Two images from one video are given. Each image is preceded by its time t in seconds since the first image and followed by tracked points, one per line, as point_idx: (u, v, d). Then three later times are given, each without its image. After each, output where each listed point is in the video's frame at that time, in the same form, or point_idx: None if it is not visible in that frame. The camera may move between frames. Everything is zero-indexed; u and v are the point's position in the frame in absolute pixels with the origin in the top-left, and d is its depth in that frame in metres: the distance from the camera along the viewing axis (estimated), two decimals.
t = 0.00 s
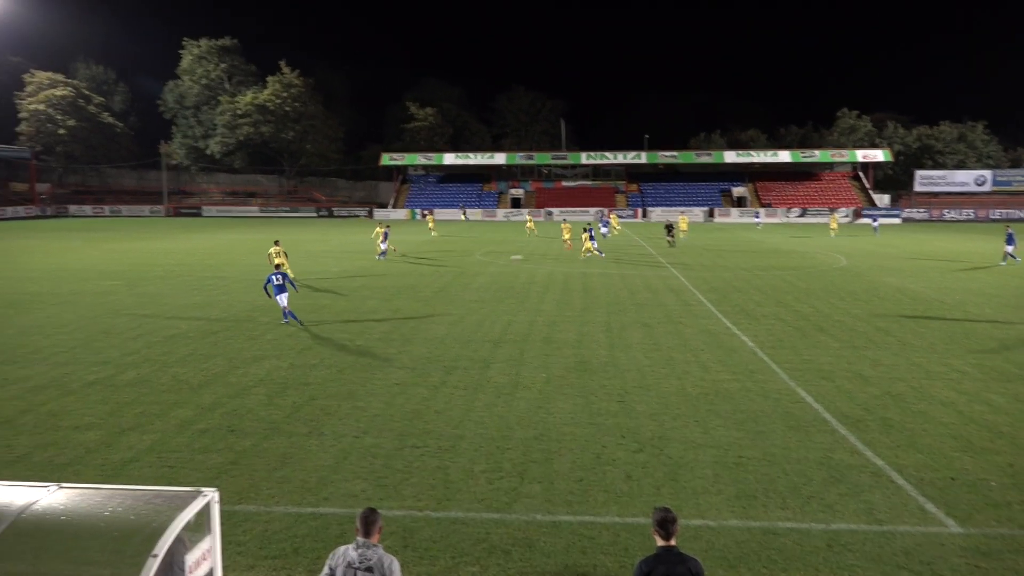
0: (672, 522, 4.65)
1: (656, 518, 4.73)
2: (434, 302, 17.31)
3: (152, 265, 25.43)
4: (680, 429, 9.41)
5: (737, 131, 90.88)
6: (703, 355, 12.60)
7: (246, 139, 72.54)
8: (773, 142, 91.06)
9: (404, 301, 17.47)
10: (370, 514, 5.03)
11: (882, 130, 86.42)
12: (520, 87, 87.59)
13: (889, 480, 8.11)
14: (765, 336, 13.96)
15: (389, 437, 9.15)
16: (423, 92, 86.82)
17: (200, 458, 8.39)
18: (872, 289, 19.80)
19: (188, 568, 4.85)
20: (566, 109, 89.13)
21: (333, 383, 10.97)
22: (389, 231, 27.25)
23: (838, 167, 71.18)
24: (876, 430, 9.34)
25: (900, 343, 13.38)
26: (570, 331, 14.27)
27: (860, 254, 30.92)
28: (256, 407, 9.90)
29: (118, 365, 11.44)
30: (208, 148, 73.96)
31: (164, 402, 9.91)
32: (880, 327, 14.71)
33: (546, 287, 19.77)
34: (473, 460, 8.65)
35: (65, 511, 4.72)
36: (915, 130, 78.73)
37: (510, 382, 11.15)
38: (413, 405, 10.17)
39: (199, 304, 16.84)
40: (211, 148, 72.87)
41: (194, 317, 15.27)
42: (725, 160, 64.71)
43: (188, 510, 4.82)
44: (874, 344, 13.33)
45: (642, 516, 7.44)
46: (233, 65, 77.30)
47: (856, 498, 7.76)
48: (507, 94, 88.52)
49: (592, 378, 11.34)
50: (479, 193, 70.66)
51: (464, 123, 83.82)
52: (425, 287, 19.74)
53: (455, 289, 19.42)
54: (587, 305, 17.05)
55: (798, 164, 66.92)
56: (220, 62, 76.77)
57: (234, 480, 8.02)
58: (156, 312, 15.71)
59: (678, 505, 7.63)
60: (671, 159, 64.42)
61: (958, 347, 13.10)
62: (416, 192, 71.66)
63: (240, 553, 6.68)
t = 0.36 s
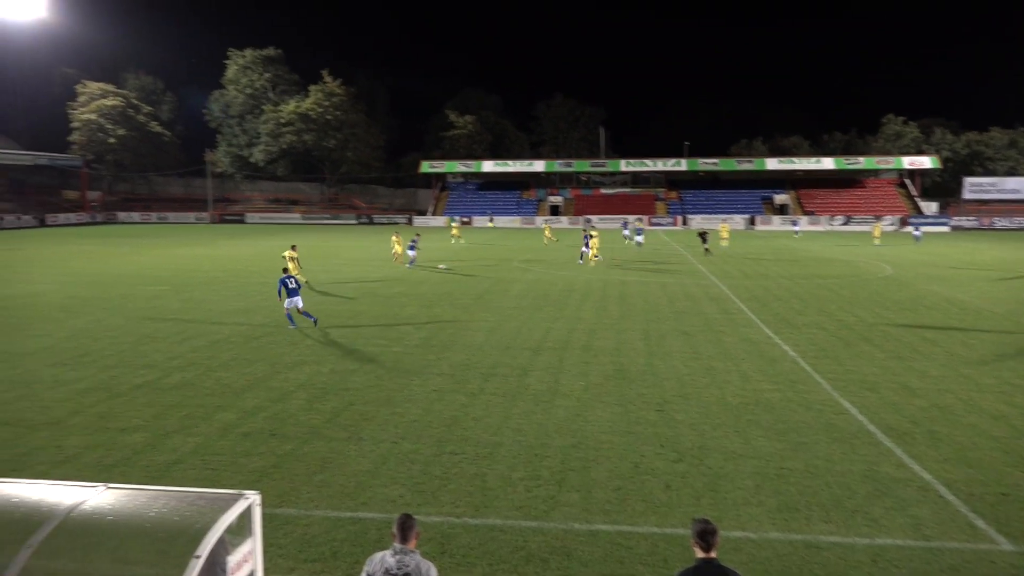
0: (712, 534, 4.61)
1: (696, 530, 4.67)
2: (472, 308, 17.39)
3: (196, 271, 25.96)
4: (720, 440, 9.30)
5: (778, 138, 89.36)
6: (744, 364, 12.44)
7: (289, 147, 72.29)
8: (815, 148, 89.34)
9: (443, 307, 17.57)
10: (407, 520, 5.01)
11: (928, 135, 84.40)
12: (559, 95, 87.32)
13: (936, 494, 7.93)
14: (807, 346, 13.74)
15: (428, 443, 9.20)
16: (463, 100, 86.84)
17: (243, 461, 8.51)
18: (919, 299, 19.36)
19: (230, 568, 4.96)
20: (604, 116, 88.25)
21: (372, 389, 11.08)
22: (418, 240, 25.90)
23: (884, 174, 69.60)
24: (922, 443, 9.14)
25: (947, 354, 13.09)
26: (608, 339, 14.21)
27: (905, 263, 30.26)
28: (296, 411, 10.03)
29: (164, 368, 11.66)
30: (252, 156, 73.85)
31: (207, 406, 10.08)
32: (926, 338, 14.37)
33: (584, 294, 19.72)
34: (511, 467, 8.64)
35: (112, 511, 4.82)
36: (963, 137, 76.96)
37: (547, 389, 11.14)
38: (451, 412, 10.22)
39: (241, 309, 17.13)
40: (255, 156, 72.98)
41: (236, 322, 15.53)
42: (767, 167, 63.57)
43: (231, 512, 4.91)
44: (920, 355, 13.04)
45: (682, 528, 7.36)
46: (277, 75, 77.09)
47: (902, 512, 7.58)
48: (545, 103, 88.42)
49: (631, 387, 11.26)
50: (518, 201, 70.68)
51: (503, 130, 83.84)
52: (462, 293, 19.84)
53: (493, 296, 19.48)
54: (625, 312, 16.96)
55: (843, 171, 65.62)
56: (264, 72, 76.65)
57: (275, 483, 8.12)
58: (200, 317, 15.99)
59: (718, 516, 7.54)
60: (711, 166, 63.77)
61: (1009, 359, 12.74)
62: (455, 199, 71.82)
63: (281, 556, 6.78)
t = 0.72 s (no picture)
0: (768, 548, 4.52)
1: (751, 542, 4.59)
2: (524, 315, 17.42)
3: (254, 275, 26.71)
4: (776, 451, 9.13)
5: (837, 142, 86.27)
6: (800, 375, 12.20)
7: (346, 155, 73.80)
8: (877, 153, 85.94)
9: (495, 314, 17.65)
10: (457, 524, 4.98)
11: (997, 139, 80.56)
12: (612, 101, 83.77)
13: (1006, 513, 7.62)
14: (868, 357, 13.37)
15: (480, 449, 9.24)
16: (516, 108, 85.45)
17: (298, 462, 8.67)
18: (992, 311, 18.55)
19: (285, 568, 5.04)
20: (659, 122, 84.73)
21: (425, 394, 11.17)
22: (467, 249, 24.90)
23: (948, 180, 66.76)
24: (990, 461, 8.79)
25: (1019, 369, 12.55)
26: (660, 347, 14.07)
27: (973, 273, 29.03)
28: (350, 415, 10.18)
29: (224, 370, 11.99)
30: (310, 163, 75.22)
31: (266, 407, 10.33)
32: (997, 352, 13.79)
33: (637, 302, 19.53)
34: (562, 475, 8.62)
35: (173, 508, 4.95)
36: None
37: (600, 397, 11.09)
38: (503, 418, 10.25)
39: (298, 314, 17.51)
40: (312, 163, 74.46)
41: (293, 326, 15.87)
42: (826, 174, 61.56)
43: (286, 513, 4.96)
44: (989, 369, 12.54)
45: (736, 541, 7.23)
46: (335, 84, 78.07)
47: (969, 531, 7.30)
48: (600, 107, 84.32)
49: (685, 396, 11.13)
50: (571, 208, 70.26)
51: (556, 138, 82.47)
52: (514, 300, 19.89)
53: (545, 303, 19.46)
54: (678, 321, 16.78)
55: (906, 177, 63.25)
56: (322, 81, 77.62)
57: (329, 485, 8.26)
58: (259, 321, 16.42)
59: (774, 530, 7.38)
60: (768, 172, 61.94)
61: None
62: (508, 206, 72.26)
63: (333, 557, 6.87)
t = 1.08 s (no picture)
0: (806, 558, 4.47)
1: (787, 552, 4.55)
2: (559, 320, 17.41)
3: (292, 279, 27.07)
4: (814, 460, 8.99)
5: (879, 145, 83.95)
6: (840, 382, 11.98)
7: (382, 159, 73.19)
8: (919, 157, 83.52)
9: (529, 318, 17.66)
10: (490, 529, 4.97)
11: None
12: (648, 104, 79.28)
13: None
14: (909, 365, 13.09)
15: (513, 453, 9.24)
16: (550, 112, 81.91)
17: (333, 464, 8.75)
18: None
19: (320, 569, 5.05)
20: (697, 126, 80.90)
21: (459, 398, 11.21)
22: (504, 254, 24.38)
23: (993, 184, 64.66)
24: None
25: None
26: (695, 353, 13.95)
27: (1022, 280, 28.17)
28: (385, 418, 10.25)
29: (260, 372, 12.17)
30: (347, 168, 75.11)
31: (301, 409, 10.45)
32: None
33: (672, 307, 19.39)
34: (595, 481, 8.59)
35: (210, 507, 5.01)
36: None
37: (634, 402, 11.04)
38: (536, 422, 10.25)
39: (334, 317, 17.69)
40: (349, 168, 74.42)
41: (329, 329, 16.05)
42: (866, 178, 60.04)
43: (319, 515, 4.95)
44: None
45: (772, 549, 7.12)
46: (371, 89, 78.16)
47: (1015, 544, 7.10)
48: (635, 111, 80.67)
49: (721, 402, 11.02)
50: (606, 213, 70.01)
51: (590, 142, 79.64)
52: (549, 305, 19.88)
53: (579, 308, 19.42)
54: (714, 326, 16.61)
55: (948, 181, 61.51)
56: (359, 86, 77.85)
57: (363, 487, 8.32)
58: (295, 323, 16.64)
59: (812, 539, 7.25)
60: (806, 177, 60.65)
61: None
62: (543, 210, 71.85)
63: (368, 558, 6.92)
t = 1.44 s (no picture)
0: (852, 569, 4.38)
1: (832, 561, 4.48)
2: (599, 325, 17.37)
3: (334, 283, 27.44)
4: (859, 470, 8.83)
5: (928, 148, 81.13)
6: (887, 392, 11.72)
7: (422, 164, 73.81)
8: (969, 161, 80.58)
9: (569, 323, 17.64)
10: (531, 535, 4.98)
11: None
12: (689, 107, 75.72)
13: None
14: (960, 375, 12.74)
15: (552, 458, 9.24)
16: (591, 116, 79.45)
17: (373, 466, 8.84)
18: None
19: (360, 570, 5.04)
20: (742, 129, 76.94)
21: (498, 402, 11.23)
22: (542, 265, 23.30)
23: None
24: None
25: None
26: (736, 359, 13.79)
27: None
28: (425, 421, 10.32)
29: (303, 375, 12.34)
30: (388, 173, 75.88)
31: (343, 411, 10.59)
32: None
33: (714, 313, 19.19)
34: (635, 487, 8.54)
35: (254, 507, 5.06)
36: None
37: (674, 409, 10.95)
38: (576, 428, 10.23)
39: (375, 320, 17.88)
40: (391, 173, 75.07)
41: (371, 332, 16.25)
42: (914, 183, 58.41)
43: (361, 518, 4.98)
44: None
45: (816, 560, 6.97)
46: (413, 95, 78.40)
47: None
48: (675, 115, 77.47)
49: (763, 410, 10.88)
50: (647, 218, 69.54)
51: (632, 146, 76.85)
52: (589, 310, 19.85)
53: (619, 313, 19.35)
54: (756, 333, 16.39)
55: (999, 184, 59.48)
56: (401, 92, 78.24)
57: (403, 489, 8.38)
58: (338, 327, 16.87)
59: (857, 551, 7.09)
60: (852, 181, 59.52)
61: None
62: (582, 215, 72.06)
63: (408, 561, 6.95)
